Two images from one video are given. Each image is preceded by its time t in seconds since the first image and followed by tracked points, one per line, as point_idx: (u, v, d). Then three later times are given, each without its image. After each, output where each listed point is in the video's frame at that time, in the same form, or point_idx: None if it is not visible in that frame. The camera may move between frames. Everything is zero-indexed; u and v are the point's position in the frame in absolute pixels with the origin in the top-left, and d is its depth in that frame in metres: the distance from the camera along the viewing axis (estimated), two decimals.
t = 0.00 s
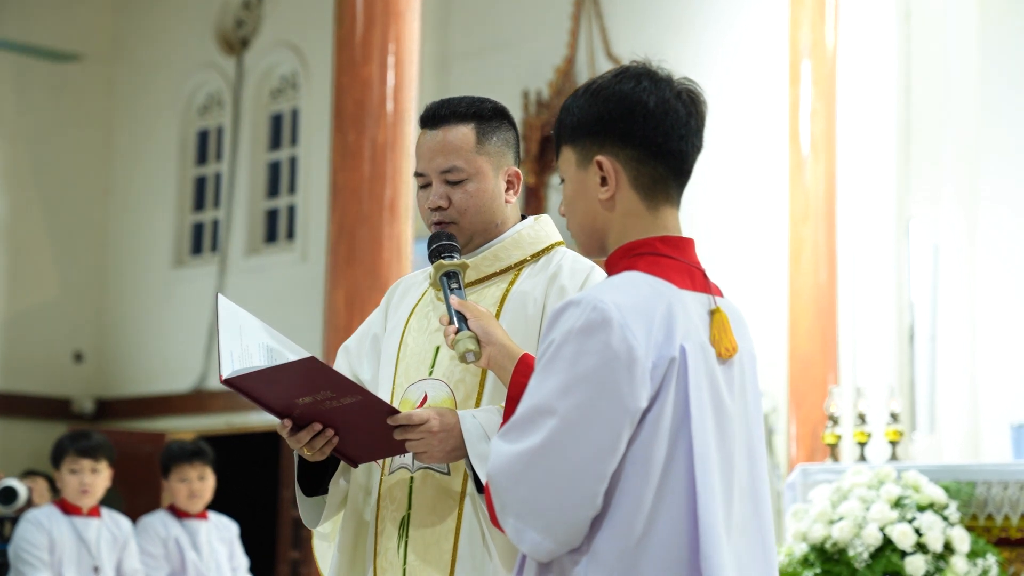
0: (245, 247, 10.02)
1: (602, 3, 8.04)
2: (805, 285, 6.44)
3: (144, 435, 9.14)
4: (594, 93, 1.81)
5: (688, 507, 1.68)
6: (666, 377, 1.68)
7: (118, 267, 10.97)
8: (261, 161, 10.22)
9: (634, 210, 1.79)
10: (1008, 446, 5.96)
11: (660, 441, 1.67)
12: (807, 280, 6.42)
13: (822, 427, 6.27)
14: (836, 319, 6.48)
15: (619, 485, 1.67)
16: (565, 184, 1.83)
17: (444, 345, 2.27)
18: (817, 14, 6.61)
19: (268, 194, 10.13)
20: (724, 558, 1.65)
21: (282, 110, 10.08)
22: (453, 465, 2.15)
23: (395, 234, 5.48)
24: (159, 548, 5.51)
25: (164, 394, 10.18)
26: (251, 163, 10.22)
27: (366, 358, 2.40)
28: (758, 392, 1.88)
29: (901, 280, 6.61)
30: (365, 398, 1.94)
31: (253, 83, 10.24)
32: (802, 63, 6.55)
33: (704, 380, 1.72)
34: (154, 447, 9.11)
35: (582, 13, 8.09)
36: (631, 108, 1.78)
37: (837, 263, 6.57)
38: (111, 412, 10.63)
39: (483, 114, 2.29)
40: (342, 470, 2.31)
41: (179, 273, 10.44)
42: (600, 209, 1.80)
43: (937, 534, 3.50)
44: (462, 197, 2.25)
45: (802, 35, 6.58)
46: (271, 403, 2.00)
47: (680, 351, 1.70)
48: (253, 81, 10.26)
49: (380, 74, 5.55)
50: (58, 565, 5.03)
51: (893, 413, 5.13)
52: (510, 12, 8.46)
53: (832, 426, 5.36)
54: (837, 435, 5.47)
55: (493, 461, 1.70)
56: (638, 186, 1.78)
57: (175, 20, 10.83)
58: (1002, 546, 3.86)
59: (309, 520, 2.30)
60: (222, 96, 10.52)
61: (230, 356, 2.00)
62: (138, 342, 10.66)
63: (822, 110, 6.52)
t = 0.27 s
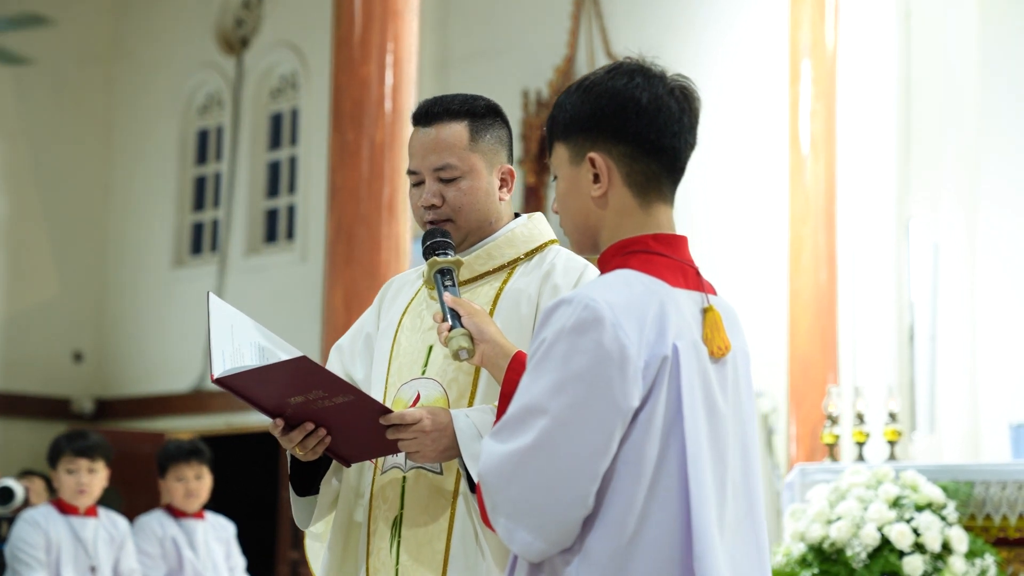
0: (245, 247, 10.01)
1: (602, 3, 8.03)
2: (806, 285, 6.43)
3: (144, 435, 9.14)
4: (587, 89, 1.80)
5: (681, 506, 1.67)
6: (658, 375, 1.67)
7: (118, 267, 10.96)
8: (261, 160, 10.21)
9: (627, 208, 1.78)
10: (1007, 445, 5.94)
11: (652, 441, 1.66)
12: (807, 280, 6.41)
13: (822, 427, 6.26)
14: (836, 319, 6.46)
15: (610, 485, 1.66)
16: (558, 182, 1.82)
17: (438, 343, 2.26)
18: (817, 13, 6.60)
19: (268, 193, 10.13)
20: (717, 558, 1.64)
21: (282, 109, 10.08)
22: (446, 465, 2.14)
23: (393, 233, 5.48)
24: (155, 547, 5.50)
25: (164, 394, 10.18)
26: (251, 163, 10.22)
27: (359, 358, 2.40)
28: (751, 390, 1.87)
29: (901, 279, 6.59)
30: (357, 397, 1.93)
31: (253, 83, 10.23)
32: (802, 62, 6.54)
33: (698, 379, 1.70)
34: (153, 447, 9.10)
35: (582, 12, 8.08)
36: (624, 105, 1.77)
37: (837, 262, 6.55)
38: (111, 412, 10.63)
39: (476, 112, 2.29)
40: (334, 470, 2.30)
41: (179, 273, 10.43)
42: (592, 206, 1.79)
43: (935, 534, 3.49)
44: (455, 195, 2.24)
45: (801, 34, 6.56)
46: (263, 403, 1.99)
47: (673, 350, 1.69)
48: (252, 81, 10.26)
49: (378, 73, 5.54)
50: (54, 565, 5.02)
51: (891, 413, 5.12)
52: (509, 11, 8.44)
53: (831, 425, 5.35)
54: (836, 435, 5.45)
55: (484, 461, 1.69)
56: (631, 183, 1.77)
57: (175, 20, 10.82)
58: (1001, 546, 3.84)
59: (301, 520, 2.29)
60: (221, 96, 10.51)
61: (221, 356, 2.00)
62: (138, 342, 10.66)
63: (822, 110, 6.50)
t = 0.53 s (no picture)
0: (244, 246, 10.02)
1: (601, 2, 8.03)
2: (805, 285, 6.42)
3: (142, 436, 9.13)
4: (577, 87, 1.79)
5: (670, 505, 1.66)
6: (647, 373, 1.67)
7: (117, 267, 10.96)
8: (261, 160, 10.23)
9: (617, 206, 1.77)
10: (1005, 444, 5.94)
11: (642, 440, 1.65)
12: (806, 280, 6.40)
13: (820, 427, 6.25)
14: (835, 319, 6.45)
15: (599, 484, 1.65)
16: (548, 179, 1.81)
17: (429, 342, 2.26)
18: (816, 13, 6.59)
19: (268, 193, 10.13)
20: (706, 557, 1.63)
21: (282, 109, 10.09)
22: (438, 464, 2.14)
23: (390, 231, 5.45)
24: (151, 546, 5.48)
25: (164, 394, 10.18)
26: (251, 163, 10.23)
27: (351, 357, 2.39)
28: (741, 389, 1.86)
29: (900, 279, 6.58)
30: (347, 395, 1.93)
31: (252, 82, 10.23)
32: (800, 62, 6.53)
33: (687, 378, 1.70)
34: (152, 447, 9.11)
35: (581, 12, 8.07)
36: (614, 102, 1.76)
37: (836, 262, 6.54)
38: (110, 412, 10.63)
39: (468, 109, 2.28)
40: (325, 469, 2.29)
41: (178, 273, 10.44)
42: (582, 204, 1.78)
43: (932, 533, 3.49)
44: (447, 192, 2.23)
45: (800, 34, 6.55)
46: (253, 402, 1.99)
47: (662, 348, 1.68)
48: (252, 81, 10.26)
49: (376, 73, 5.55)
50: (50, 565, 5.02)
51: (888, 413, 5.12)
52: (508, 11, 8.43)
53: (828, 425, 5.33)
54: (832, 435, 5.45)
55: (472, 459, 1.68)
56: (621, 180, 1.76)
57: (174, 20, 10.82)
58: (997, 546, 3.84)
59: (292, 520, 2.29)
60: (220, 96, 10.51)
61: (211, 356, 1.99)
62: (137, 341, 10.66)
63: (821, 109, 6.50)
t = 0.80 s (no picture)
0: (243, 247, 10.01)
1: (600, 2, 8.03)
2: (803, 286, 6.42)
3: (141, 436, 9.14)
4: (573, 87, 1.79)
5: (664, 508, 1.66)
6: (642, 375, 1.66)
7: (115, 268, 10.96)
8: (260, 160, 10.23)
9: (613, 207, 1.77)
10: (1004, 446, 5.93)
11: (636, 442, 1.65)
12: (805, 280, 6.40)
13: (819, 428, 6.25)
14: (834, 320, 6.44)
15: (594, 486, 1.65)
16: (544, 180, 1.81)
17: (425, 343, 2.26)
18: (815, 14, 6.59)
19: (267, 194, 10.13)
20: (700, 561, 1.63)
21: (281, 110, 10.09)
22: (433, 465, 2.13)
23: (389, 231, 5.43)
24: (148, 547, 5.48)
25: (163, 394, 10.18)
26: (250, 163, 10.23)
27: (346, 358, 2.39)
28: (736, 390, 1.86)
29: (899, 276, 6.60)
30: (344, 396, 1.92)
31: (251, 83, 10.23)
32: (799, 63, 6.53)
33: (681, 379, 1.70)
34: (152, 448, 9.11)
35: (580, 13, 8.08)
36: (610, 103, 1.75)
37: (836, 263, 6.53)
38: (109, 413, 10.64)
39: (464, 110, 2.28)
40: (320, 470, 2.29)
41: (178, 273, 10.43)
42: (578, 205, 1.78)
43: (930, 535, 3.48)
44: (444, 193, 2.23)
45: (799, 35, 6.55)
46: (248, 402, 1.98)
47: (657, 349, 1.67)
48: (251, 81, 10.26)
49: (374, 73, 5.55)
50: (47, 566, 5.03)
51: (887, 414, 5.11)
52: (506, 11, 8.43)
53: (826, 426, 5.33)
54: (830, 435, 5.45)
55: (467, 460, 1.68)
56: (617, 181, 1.76)
57: (174, 21, 10.82)
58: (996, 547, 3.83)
59: (287, 521, 2.29)
60: (220, 96, 10.51)
61: (207, 356, 1.99)
62: (136, 342, 10.66)
63: (820, 110, 6.49)
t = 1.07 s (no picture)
0: (240, 247, 10.00)
1: (598, 2, 7.99)
2: (800, 287, 6.41)
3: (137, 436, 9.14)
4: (565, 85, 1.77)
5: (655, 506, 1.65)
6: (633, 373, 1.66)
7: (112, 268, 10.96)
8: (257, 160, 10.21)
9: (605, 206, 1.76)
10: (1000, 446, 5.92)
11: (627, 440, 1.64)
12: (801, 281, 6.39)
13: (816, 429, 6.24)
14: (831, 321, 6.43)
15: (584, 485, 1.64)
16: (536, 178, 1.80)
17: (417, 343, 2.25)
18: (812, 14, 6.57)
19: (264, 194, 10.12)
20: (692, 560, 1.62)
21: (278, 109, 10.08)
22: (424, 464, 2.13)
23: (386, 232, 5.45)
24: (143, 547, 5.47)
25: (160, 394, 10.17)
26: (247, 163, 10.21)
27: (338, 357, 2.39)
28: (728, 389, 1.85)
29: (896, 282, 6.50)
30: (334, 395, 1.91)
31: (249, 82, 10.22)
32: (796, 63, 6.52)
33: (672, 378, 1.69)
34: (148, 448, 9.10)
35: (578, 12, 8.04)
36: (602, 101, 1.74)
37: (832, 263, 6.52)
38: (107, 413, 10.63)
39: (460, 108, 2.27)
40: (311, 470, 2.28)
41: (175, 273, 10.43)
42: (570, 203, 1.77)
43: (925, 535, 3.48)
44: (439, 192, 2.22)
45: (796, 35, 6.54)
46: (238, 401, 1.97)
47: (648, 348, 1.67)
48: (248, 81, 10.25)
49: (370, 73, 5.54)
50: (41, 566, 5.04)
51: (882, 413, 5.10)
52: (504, 11, 8.42)
53: (821, 426, 5.33)
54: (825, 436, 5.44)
55: (457, 459, 1.67)
56: (609, 180, 1.75)
57: (171, 21, 10.81)
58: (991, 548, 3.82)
59: (277, 521, 2.28)
60: (217, 96, 10.49)
61: (197, 355, 1.98)
62: (133, 342, 10.66)
63: (817, 110, 6.48)
